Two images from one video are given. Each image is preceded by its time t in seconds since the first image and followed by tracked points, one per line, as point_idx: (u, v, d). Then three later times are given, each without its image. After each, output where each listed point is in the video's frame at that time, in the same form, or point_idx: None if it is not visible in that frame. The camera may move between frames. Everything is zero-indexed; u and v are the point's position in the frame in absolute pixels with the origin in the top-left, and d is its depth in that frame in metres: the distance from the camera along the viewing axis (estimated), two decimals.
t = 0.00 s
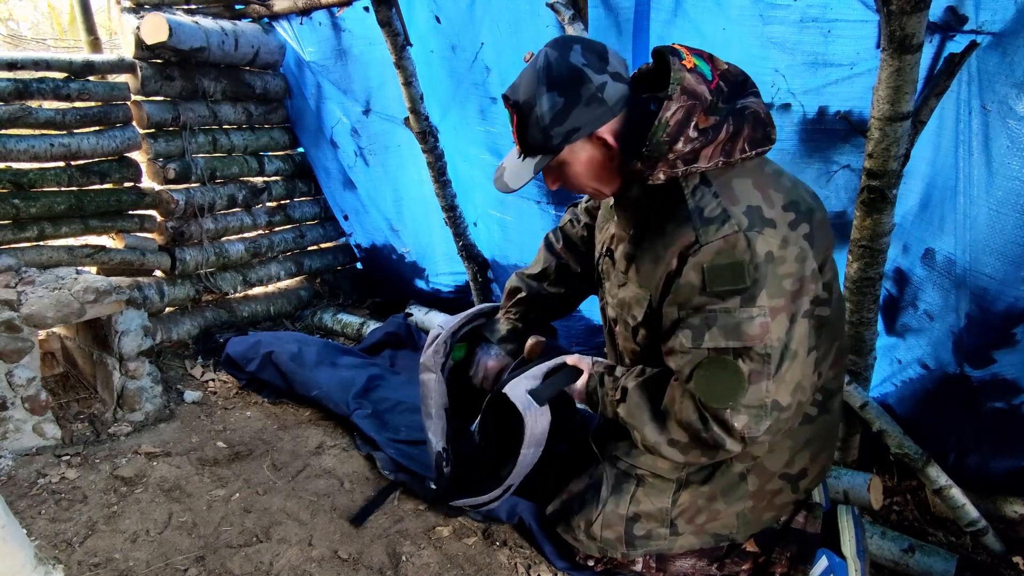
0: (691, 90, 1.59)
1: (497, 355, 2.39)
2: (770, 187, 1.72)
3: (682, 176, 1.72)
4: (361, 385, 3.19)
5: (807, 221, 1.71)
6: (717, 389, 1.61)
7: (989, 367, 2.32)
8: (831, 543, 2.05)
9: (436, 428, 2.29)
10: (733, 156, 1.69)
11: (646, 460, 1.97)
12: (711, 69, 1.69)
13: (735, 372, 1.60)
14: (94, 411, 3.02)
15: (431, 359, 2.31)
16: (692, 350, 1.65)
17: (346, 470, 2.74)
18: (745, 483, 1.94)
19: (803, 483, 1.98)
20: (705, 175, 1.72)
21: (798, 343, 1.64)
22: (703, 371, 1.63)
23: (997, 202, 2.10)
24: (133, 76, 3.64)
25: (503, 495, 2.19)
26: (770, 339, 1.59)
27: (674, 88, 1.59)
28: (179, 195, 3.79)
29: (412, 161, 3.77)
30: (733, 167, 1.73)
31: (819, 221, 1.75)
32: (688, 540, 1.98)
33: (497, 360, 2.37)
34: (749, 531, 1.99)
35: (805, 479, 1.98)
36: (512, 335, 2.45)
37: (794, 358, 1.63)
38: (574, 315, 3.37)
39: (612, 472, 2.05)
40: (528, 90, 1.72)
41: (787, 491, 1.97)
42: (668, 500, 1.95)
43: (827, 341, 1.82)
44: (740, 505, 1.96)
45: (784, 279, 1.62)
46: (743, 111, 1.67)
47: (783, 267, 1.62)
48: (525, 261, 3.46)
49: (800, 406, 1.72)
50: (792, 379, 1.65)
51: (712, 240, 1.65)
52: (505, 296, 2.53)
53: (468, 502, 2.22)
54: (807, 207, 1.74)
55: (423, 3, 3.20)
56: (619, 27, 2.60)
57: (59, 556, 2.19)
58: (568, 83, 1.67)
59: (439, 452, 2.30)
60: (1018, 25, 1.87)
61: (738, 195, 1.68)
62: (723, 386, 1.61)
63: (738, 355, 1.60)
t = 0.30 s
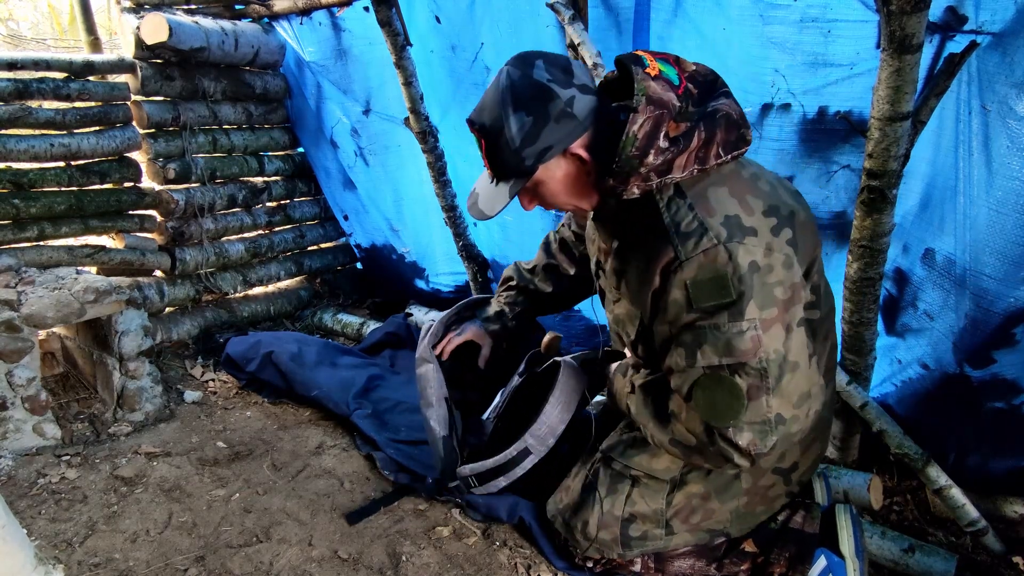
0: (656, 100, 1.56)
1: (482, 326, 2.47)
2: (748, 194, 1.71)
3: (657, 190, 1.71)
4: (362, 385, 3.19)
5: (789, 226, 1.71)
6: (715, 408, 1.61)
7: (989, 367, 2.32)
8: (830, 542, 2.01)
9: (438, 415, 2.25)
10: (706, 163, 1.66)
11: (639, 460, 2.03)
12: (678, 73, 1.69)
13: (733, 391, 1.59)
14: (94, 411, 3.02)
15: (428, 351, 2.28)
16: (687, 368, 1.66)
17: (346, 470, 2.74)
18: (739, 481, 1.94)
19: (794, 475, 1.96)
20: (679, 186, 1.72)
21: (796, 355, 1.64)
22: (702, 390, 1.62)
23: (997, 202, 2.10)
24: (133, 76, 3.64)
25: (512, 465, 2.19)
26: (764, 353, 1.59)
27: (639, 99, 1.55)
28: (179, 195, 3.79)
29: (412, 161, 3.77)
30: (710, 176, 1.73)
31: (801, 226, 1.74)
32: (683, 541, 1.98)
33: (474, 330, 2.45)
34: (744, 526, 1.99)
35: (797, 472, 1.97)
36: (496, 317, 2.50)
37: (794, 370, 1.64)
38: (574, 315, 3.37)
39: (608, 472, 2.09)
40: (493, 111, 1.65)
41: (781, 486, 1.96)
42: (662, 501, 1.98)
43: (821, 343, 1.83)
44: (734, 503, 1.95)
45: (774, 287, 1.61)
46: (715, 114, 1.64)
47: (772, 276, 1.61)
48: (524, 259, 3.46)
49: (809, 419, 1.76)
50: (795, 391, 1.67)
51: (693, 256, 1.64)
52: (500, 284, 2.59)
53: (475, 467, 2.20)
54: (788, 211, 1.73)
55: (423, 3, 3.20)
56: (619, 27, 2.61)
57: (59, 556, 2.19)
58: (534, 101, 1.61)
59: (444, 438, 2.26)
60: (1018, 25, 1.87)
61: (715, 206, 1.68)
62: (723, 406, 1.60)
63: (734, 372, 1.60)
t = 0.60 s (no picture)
0: (662, 112, 1.54)
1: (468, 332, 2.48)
2: (753, 206, 1.70)
3: (663, 204, 1.69)
4: (361, 385, 3.19)
5: (794, 237, 1.71)
6: (721, 420, 1.63)
7: (989, 367, 2.31)
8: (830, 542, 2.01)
9: (432, 425, 2.23)
10: (714, 175, 1.63)
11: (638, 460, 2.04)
12: (679, 81, 1.68)
13: (739, 404, 1.61)
14: (94, 411, 3.02)
15: (417, 360, 2.27)
16: (692, 382, 1.68)
17: (346, 470, 2.74)
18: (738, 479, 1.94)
19: (793, 472, 1.95)
20: (685, 200, 1.71)
21: (802, 369, 1.66)
22: (709, 403, 1.64)
23: (997, 202, 2.09)
24: (133, 76, 3.64)
25: (518, 477, 2.17)
26: (772, 368, 1.60)
27: (646, 113, 1.53)
28: (179, 195, 3.79)
29: (412, 161, 3.77)
30: (715, 188, 1.72)
31: (804, 235, 1.74)
32: (683, 538, 1.98)
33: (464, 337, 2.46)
34: (742, 522, 1.99)
35: (796, 468, 1.95)
36: (480, 322, 2.50)
37: (799, 384, 1.66)
38: (574, 315, 3.37)
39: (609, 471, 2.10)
40: (490, 127, 1.60)
41: (779, 483, 1.95)
42: (664, 499, 1.99)
43: (821, 345, 1.83)
44: (734, 501, 1.95)
45: (779, 301, 1.61)
46: (719, 124, 1.63)
47: (777, 291, 1.61)
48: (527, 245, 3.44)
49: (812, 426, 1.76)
50: (798, 403, 1.67)
51: (702, 272, 1.63)
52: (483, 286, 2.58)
53: (485, 481, 2.16)
54: (791, 220, 1.73)
55: (423, 3, 3.21)
56: (619, 27, 2.61)
57: (59, 556, 2.19)
58: (533, 114, 1.56)
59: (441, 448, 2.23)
60: (1018, 25, 1.87)
61: (722, 220, 1.67)
62: (729, 418, 1.62)
63: (740, 386, 1.61)
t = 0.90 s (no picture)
0: (670, 127, 1.53)
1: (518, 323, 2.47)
2: (762, 222, 1.67)
3: (668, 219, 1.68)
4: (361, 385, 3.19)
5: (801, 254, 1.68)
6: (714, 436, 1.62)
7: (989, 367, 2.31)
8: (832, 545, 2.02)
9: (439, 427, 2.23)
10: (720, 191, 1.63)
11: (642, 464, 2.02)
12: (691, 91, 1.66)
13: (734, 421, 1.60)
14: (94, 411, 3.02)
15: (429, 359, 2.28)
16: (690, 396, 1.67)
17: (346, 470, 2.74)
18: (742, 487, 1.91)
19: (799, 484, 1.93)
20: (692, 216, 1.68)
21: (799, 390, 1.64)
22: (704, 417, 1.63)
23: (997, 202, 2.09)
24: (133, 76, 3.64)
25: (518, 488, 2.13)
26: (770, 390, 1.58)
27: (653, 129, 1.53)
28: (179, 195, 3.79)
29: (412, 161, 3.77)
30: (724, 203, 1.69)
31: (815, 253, 1.72)
32: (684, 545, 1.97)
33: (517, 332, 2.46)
34: (745, 530, 1.96)
35: (802, 480, 1.93)
36: (535, 312, 2.50)
37: (796, 406, 1.64)
38: (574, 315, 3.37)
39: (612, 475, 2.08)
40: (495, 143, 1.57)
41: (784, 493, 1.92)
42: (666, 506, 1.96)
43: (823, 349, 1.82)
44: (738, 510, 1.92)
45: (781, 321, 1.59)
46: (730, 139, 1.61)
47: (780, 310, 1.59)
48: (524, 259, 3.46)
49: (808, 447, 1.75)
50: (796, 426, 1.66)
51: (704, 290, 1.62)
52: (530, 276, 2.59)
53: (479, 494, 2.13)
54: (802, 238, 1.71)
55: (423, 3, 3.21)
56: (619, 27, 2.61)
57: (59, 556, 2.19)
58: (538, 132, 1.53)
59: (445, 452, 2.22)
60: (1018, 25, 1.87)
61: (727, 236, 1.64)
62: (722, 435, 1.61)
63: (738, 405, 1.60)
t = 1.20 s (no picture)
0: (642, 133, 1.54)
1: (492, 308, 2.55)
2: (741, 215, 1.69)
3: (648, 220, 1.71)
4: (361, 385, 3.19)
5: (783, 245, 1.69)
6: (722, 432, 1.62)
7: (989, 367, 2.31)
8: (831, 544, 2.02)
9: (442, 421, 2.21)
10: (696, 191, 1.63)
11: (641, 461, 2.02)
12: (662, 99, 1.67)
13: (741, 414, 1.59)
14: (94, 411, 3.02)
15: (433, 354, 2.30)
16: (692, 397, 1.67)
17: (346, 470, 2.74)
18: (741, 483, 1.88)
19: (798, 480, 1.86)
20: (671, 215, 1.70)
21: (802, 373, 1.63)
22: (710, 416, 1.63)
23: (997, 202, 2.09)
24: (133, 76, 3.64)
25: (520, 489, 2.14)
26: (769, 375, 1.58)
27: (625, 135, 1.54)
28: (179, 195, 3.79)
29: (412, 161, 3.77)
30: (702, 200, 1.71)
31: (796, 243, 1.74)
32: (684, 542, 1.95)
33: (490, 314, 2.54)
34: (745, 527, 1.93)
35: (801, 476, 1.86)
36: (507, 302, 2.55)
37: (800, 389, 1.63)
38: (574, 315, 3.36)
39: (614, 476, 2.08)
40: (475, 164, 1.58)
41: (784, 488, 1.87)
42: (666, 504, 1.96)
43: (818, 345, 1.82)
44: (737, 506, 1.89)
45: (772, 308, 1.59)
46: (702, 141, 1.61)
47: (768, 298, 1.60)
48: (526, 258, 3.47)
49: (819, 431, 1.72)
50: (802, 408, 1.65)
51: (689, 285, 1.64)
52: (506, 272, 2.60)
53: (484, 491, 2.14)
54: (783, 228, 1.73)
55: (423, 3, 3.21)
56: (619, 27, 2.61)
57: (59, 556, 2.19)
58: (517, 151, 1.54)
59: (448, 446, 2.21)
60: (1018, 25, 1.87)
61: (707, 232, 1.66)
62: (730, 430, 1.61)
63: (741, 397, 1.60)
